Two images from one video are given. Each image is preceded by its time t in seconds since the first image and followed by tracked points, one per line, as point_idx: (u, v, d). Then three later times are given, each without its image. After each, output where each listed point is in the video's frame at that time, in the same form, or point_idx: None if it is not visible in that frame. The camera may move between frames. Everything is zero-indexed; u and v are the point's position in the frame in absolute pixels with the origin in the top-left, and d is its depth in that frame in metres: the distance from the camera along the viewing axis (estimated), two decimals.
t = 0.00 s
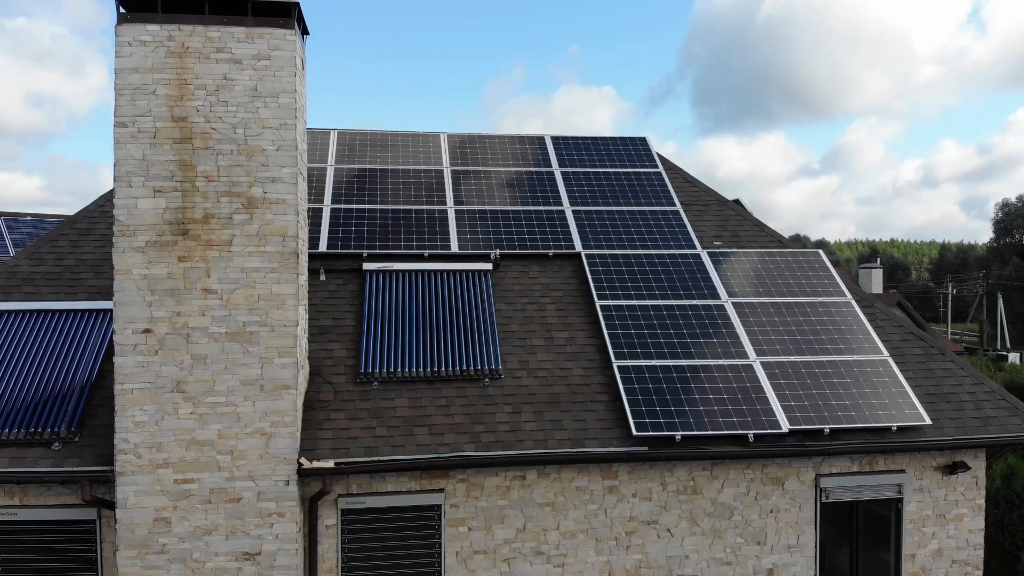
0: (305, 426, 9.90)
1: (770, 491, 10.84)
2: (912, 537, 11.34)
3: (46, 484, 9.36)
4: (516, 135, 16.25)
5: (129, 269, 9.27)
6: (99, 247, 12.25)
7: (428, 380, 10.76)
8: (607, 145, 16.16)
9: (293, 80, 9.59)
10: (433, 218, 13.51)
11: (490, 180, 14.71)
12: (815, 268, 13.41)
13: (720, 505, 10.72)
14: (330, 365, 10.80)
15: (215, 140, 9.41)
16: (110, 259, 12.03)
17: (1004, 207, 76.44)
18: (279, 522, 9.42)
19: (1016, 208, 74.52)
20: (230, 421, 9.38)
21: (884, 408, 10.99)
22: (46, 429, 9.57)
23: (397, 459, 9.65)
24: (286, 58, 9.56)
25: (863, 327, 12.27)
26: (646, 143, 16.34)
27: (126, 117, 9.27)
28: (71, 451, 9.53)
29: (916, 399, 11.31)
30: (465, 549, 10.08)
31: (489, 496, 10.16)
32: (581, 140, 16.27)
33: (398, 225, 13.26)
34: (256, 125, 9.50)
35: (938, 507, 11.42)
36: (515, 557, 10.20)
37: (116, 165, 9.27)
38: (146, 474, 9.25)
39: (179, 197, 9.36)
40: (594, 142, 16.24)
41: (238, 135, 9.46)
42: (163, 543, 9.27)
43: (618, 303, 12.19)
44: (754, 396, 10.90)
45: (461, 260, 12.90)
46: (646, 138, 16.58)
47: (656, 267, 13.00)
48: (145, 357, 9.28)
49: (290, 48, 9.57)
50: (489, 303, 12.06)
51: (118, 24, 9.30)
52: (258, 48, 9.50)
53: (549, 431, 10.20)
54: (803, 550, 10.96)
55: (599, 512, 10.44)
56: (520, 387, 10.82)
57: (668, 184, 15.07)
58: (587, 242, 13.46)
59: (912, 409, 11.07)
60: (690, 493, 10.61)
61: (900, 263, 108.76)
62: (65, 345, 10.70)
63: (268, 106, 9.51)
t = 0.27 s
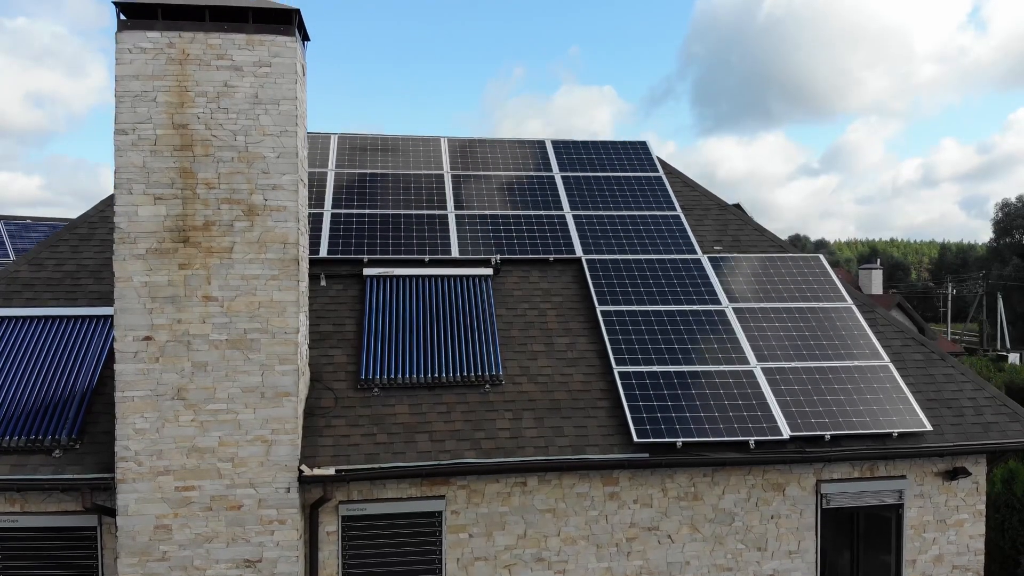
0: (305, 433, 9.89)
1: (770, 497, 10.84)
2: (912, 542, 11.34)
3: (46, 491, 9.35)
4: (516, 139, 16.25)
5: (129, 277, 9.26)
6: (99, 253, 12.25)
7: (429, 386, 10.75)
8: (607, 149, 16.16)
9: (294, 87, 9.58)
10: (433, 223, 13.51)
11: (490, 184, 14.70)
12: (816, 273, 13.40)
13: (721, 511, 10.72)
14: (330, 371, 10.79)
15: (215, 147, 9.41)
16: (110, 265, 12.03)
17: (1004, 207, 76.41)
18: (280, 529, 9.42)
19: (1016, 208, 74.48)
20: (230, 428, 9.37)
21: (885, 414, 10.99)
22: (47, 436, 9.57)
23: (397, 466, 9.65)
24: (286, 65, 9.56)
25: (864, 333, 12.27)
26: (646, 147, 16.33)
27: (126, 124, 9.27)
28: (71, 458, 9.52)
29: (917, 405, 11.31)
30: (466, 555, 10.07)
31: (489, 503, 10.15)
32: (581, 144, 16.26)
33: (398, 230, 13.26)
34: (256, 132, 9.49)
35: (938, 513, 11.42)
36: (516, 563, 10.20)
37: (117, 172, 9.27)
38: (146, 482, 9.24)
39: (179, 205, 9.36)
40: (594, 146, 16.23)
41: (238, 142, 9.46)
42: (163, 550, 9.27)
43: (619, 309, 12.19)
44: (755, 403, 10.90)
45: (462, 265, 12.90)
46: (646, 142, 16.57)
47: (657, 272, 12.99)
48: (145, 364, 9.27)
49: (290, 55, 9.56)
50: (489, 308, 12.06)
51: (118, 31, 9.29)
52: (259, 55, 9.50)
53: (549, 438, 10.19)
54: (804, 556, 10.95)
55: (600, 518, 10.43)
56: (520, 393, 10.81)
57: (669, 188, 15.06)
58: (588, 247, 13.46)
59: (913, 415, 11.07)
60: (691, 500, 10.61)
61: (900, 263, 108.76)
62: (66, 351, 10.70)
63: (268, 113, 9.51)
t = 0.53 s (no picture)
0: (307, 441, 9.88)
1: (772, 504, 10.83)
2: (913, 549, 11.35)
3: (48, 500, 9.34)
4: (517, 144, 16.24)
5: (130, 286, 9.25)
6: (99, 259, 12.24)
7: (430, 394, 10.74)
8: (608, 154, 16.15)
9: (295, 96, 9.58)
10: (434, 229, 13.51)
11: (491, 190, 14.70)
12: (817, 280, 13.40)
13: (722, 519, 10.72)
14: (331, 379, 10.78)
15: (217, 156, 9.40)
16: (111, 272, 12.02)
17: (1004, 207, 76.37)
18: (282, 538, 9.41)
19: (1016, 208, 74.46)
20: (232, 437, 9.37)
21: (887, 422, 10.99)
22: (48, 445, 9.56)
23: (399, 475, 9.64)
24: (288, 73, 9.55)
25: (866, 340, 12.27)
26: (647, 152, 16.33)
27: (127, 133, 9.26)
28: (73, 467, 9.52)
29: (918, 413, 11.31)
30: (467, 563, 10.07)
31: (490, 511, 10.14)
32: (581, 149, 16.26)
33: (399, 236, 13.25)
34: (257, 140, 9.49)
35: (939, 520, 11.41)
36: (517, 571, 10.19)
37: (118, 181, 9.25)
38: (148, 491, 9.24)
39: (180, 214, 9.35)
40: (595, 151, 16.23)
41: (239, 151, 9.45)
42: (165, 559, 9.26)
43: (620, 315, 12.18)
44: (757, 410, 10.89)
45: (463, 272, 12.89)
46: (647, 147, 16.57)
47: (658, 278, 12.99)
48: (146, 373, 9.27)
49: (292, 64, 9.56)
50: (491, 315, 12.05)
51: (119, 40, 9.28)
52: (260, 63, 9.49)
53: (551, 446, 10.18)
54: (805, 563, 10.95)
55: (601, 526, 10.43)
56: (522, 401, 10.80)
57: (669, 194, 15.06)
58: (589, 253, 13.45)
59: (914, 423, 11.07)
60: (692, 507, 10.61)
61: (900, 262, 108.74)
62: (67, 359, 10.69)
63: (270, 122, 9.50)
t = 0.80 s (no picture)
0: (308, 452, 9.88)
1: (773, 514, 10.84)
2: (914, 558, 11.35)
3: (50, 510, 9.35)
4: (518, 150, 16.24)
5: (132, 297, 9.25)
6: (101, 268, 12.24)
7: (431, 404, 10.73)
8: (609, 160, 16.16)
9: (296, 106, 9.58)
10: (435, 236, 13.51)
11: (492, 197, 14.70)
12: (818, 287, 13.41)
13: (723, 528, 10.72)
14: (333, 388, 10.78)
15: (218, 167, 9.40)
16: (112, 280, 12.02)
17: (1005, 207, 76.34)
18: (283, 549, 9.42)
19: (1016, 209, 74.44)
20: (233, 448, 9.37)
21: (888, 431, 10.99)
22: (50, 456, 9.56)
23: (400, 485, 9.63)
24: (289, 84, 9.56)
25: (867, 349, 12.27)
26: (647, 158, 16.34)
27: (129, 144, 9.26)
28: (75, 478, 9.52)
29: (919, 422, 11.32)
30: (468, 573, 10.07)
31: (492, 521, 10.14)
32: (582, 155, 16.26)
33: (400, 243, 13.25)
34: (259, 151, 9.49)
35: (940, 528, 11.41)
36: None
37: (119, 192, 9.25)
38: (150, 502, 9.24)
39: (182, 225, 9.35)
40: (596, 157, 16.24)
41: (241, 162, 9.44)
42: (167, 570, 9.27)
43: (621, 324, 12.18)
44: (758, 420, 10.90)
45: (464, 280, 12.89)
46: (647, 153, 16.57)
47: (659, 286, 12.99)
48: (148, 385, 9.27)
49: (293, 74, 9.56)
50: (492, 324, 12.05)
51: (121, 50, 9.27)
52: (261, 74, 9.49)
53: (552, 456, 10.17)
54: (806, 573, 10.96)
55: (603, 535, 10.43)
56: (523, 411, 10.79)
57: (670, 201, 15.06)
58: (590, 261, 13.45)
59: (915, 432, 11.08)
60: (693, 517, 10.62)
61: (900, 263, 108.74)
62: (69, 368, 10.69)
63: (271, 133, 9.51)
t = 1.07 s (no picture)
0: (309, 460, 9.89)
1: (773, 521, 10.84)
2: (914, 565, 11.35)
3: (52, 519, 9.36)
4: (518, 155, 16.25)
5: (133, 306, 9.26)
6: (102, 275, 12.25)
7: (432, 412, 10.72)
8: (609, 166, 16.16)
9: (298, 115, 9.59)
10: (436, 242, 13.51)
11: (493, 202, 14.70)
12: (818, 294, 13.42)
13: (723, 536, 10.73)
14: (334, 396, 10.78)
15: (219, 177, 9.41)
16: (113, 287, 12.03)
17: (1005, 207, 76.33)
18: (284, 558, 9.43)
19: (1016, 209, 74.46)
20: (234, 457, 9.37)
21: (888, 439, 11.00)
22: (51, 465, 9.57)
23: (401, 494, 9.63)
24: (290, 93, 9.57)
25: (867, 356, 12.28)
26: (648, 163, 16.34)
27: (130, 153, 9.26)
28: (76, 487, 9.53)
29: (920, 430, 11.33)
30: None
31: (492, 529, 10.13)
32: (583, 160, 16.27)
33: (401, 250, 13.26)
34: (260, 161, 9.50)
35: (941, 536, 11.41)
36: None
37: (121, 202, 9.26)
38: (151, 511, 9.25)
39: (183, 234, 9.35)
40: (596, 163, 16.24)
41: (242, 171, 9.46)
42: None
43: (622, 331, 12.19)
44: (759, 428, 10.90)
45: (464, 286, 12.89)
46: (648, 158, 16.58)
47: (660, 293, 13.00)
48: (149, 394, 9.28)
49: (294, 83, 9.58)
50: (493, 331, 12.05)
51: (122, 60, 9.28)
52: (263, 83, 9.51)
53: (553, 464, 10.16)
54: None
55: (603, 543, 10.43)
56: (524, 418, 10.77)
57: (671, 206, 15.07)
58: (591, 267, 13.46)
59: (915, 440, 11.09)
60: (694, 525, 10.62)
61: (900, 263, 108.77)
62: (70, 376, 10.70)
63: (273, 142, 9.53)
